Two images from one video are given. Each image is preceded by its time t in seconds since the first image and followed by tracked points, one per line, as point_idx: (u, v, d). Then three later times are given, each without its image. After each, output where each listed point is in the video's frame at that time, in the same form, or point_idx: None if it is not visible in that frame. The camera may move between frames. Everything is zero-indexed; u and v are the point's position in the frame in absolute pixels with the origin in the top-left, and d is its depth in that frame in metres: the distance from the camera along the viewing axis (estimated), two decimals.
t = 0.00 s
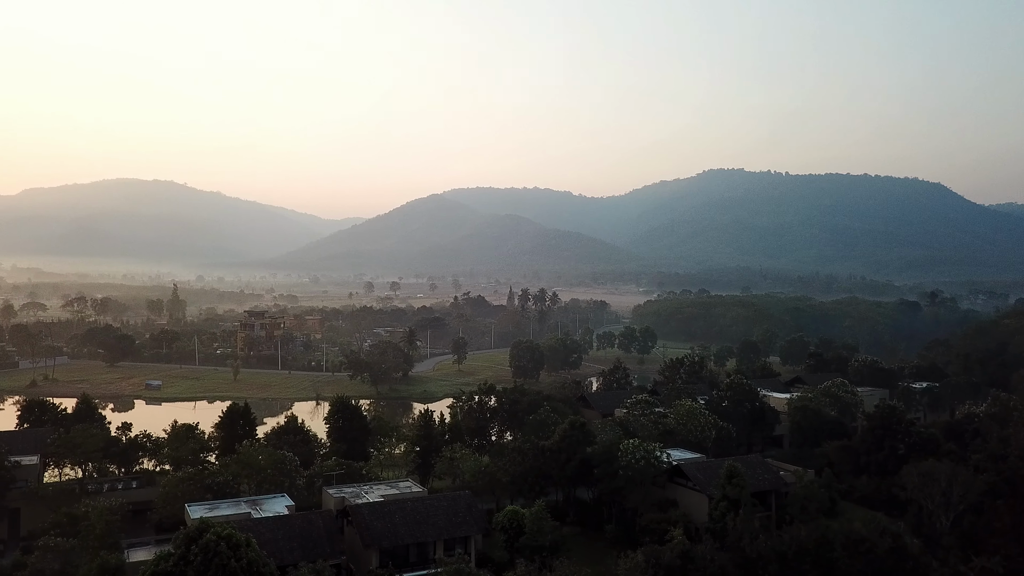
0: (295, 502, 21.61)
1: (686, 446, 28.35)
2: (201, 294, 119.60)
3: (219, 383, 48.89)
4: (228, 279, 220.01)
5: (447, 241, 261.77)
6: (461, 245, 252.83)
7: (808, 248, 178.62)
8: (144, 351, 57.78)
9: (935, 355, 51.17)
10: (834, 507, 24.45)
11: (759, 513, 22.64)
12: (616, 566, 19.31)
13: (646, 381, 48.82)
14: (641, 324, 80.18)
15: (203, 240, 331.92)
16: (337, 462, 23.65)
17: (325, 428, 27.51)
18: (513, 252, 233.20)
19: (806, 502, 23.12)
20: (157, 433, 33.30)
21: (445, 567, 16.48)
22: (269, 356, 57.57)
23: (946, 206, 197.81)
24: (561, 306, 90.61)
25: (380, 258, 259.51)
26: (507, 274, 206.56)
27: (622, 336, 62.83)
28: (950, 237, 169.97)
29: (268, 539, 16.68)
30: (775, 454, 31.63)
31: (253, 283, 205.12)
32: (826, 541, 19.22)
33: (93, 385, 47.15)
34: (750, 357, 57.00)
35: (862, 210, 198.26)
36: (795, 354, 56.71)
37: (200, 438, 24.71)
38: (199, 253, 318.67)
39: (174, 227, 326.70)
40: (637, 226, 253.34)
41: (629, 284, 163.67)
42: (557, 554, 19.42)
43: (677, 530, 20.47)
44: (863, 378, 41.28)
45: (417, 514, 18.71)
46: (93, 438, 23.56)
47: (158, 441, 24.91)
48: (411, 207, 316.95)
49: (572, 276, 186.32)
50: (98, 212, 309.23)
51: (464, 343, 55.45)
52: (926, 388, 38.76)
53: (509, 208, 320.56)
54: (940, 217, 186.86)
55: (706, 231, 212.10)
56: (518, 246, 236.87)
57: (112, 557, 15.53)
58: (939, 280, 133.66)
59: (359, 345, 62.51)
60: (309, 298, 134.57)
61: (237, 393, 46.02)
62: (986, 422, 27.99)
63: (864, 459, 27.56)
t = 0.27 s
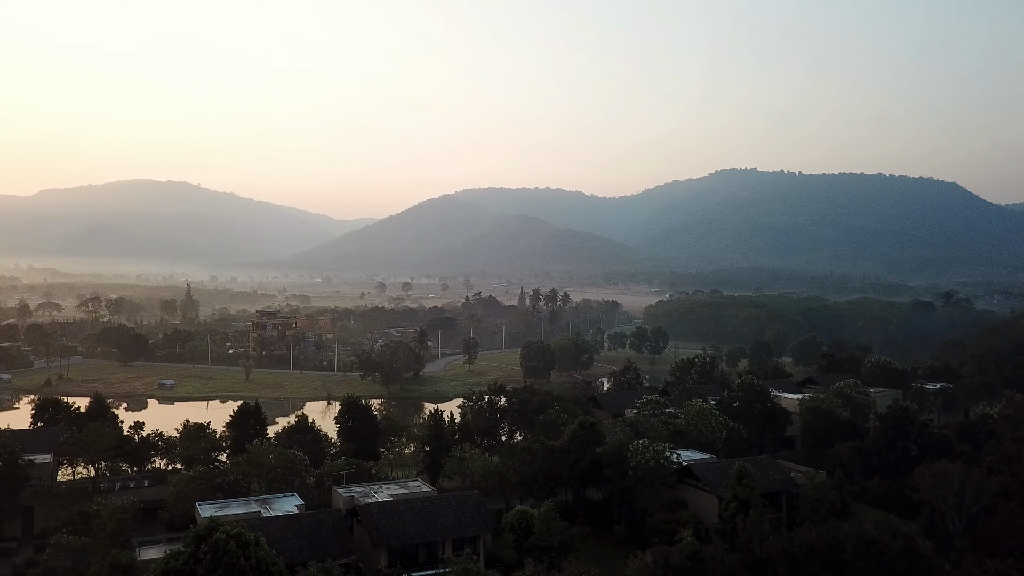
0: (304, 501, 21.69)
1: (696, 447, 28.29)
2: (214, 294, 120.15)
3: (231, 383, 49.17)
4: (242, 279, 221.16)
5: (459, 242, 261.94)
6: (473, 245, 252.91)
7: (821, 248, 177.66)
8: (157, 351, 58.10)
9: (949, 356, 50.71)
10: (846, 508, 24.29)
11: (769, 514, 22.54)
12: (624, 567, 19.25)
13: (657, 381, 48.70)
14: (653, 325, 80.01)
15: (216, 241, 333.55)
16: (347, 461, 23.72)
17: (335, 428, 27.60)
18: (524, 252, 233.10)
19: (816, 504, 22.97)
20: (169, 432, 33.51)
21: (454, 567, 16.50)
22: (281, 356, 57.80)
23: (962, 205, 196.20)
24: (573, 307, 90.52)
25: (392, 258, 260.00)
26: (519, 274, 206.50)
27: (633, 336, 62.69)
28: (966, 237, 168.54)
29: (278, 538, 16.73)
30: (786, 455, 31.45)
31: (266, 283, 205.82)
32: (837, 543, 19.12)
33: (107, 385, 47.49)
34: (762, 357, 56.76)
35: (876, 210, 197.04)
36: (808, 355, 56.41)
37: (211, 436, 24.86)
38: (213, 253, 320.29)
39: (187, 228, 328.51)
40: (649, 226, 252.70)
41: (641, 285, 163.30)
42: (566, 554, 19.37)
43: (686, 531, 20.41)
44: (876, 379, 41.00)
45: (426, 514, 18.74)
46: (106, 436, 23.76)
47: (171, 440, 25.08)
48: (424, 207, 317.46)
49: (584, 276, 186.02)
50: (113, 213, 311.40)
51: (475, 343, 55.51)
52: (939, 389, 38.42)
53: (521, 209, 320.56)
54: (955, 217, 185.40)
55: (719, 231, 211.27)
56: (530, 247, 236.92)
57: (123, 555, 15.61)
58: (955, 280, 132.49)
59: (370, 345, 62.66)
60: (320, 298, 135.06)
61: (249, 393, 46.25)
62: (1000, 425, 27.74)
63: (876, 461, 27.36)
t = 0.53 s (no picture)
0: (314, 501, 21.75)
1: (707, 448, 28.23)
2: (227, 294, 120.80)
3: (244, 383, 49.39)
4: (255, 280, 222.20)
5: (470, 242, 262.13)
6: (485, 245, 252.97)
7: (835, 249, 176.66)
8: (170, 350, 58.48)
9: (963, 357, 50.31)
10: (857, 510, 24.13)
11: (779, 515, 22.44)
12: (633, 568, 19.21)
13: (668, 382, 48.55)
14: (665, 325, 79.84)
15: (229, 241, 335.21)
16: (357, 460, 23.77)
17: (345, 427, 27.67)
18: (536, 253, 233.04)
19: (827, 505, 22.85)
20: (180, 432, 33.67)
21: (462, 567, 16.51)
22: (293, 356, 57.99)
23: (977, 205, 194.54)
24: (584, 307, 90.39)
25: (404, 259, 260.47)
26: (530, 275, 206.46)
27: (645, 336, 62.52)
28: (981, 237, 167.17)
29: (287, 537, 16.80)
30: (797, 456, 31.28)
31: (278, 283, 206.61)
32: (848, 545, 19.01)
33: (121, 384, 47.84)
34: (773, 358, 56.54)
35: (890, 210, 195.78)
36: (820, 356, 56.12)
37: (222, 436, 24.99)
38: (226, 253, 321.85)
39: (200, 228, 330.28)
40: (661, 227, 252.10)
41: (653, 285, 162.93)
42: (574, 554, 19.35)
43: (696, 532, 20.35)
44: (889, 380, 40.72)
45: (434, 514, 18.77)
46: (118, 436, 23.94)
47: (182, 439, 25.24)
48: (435, 208, 318.01)
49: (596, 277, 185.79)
50: (127, 214, 313.59)
51: (486, 344, 55.58)
52: (953, 390, 38.11)
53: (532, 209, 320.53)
54: (970, 217, 183.89)
55: (731, 232, 210.50)
56: (542, 247, 236.90)
57: (133, 554, 15.73)
58: (970, 281, 131.41)
59: (381, 345, 62.83)
60: (332, 298, 135.51)
61: (261, 392, 46.47)
62: (1015, 427, 27.50)
63: (888, 462, 27.20)
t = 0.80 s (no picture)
0: (323, 500, 21.83)
1: (717, 448, 28.13)
2: (239, 295, 121.39)
3: (256, 383, 49.63)
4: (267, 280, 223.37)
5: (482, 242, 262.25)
6: (496, 245, 253.00)
7: (848, 249, 175.63)
8: (183, 350, 58.83)
9: (977, 357, 49.88)
10: (868, 511, 23.97)
11: (789, 516, 22.33)
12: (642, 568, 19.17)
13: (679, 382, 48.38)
14: (676, 325, 79.60)
15: (242, 242, 336.84)
16: (366, 460, 23.84)
17: (355, 428, 27.73)
18: (547, 253, 232.82)
19: (838, 507, 22.71)
20: (190, 431, 33.85)
21: (470, 567, 16.53)
22: (304, 356, 58.19)
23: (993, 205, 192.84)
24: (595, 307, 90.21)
25: (415, 259, 260.90)
26: (541, 275, 206.36)
27: (656, 337, 62.36)
28: (997, 237, 165.70)
29: (295, 536, 16.87)
30: (808, 457, 31.11)
31: (290, 283, 207.34)
32: (859, 547, 18.91)
33: (134, 384, 48.17)
34: (785, 358, 56.27)
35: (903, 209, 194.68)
36: (832, 356, 55.79)
37: (232, 435, 25.08)
38: (238, 254, 323.38)
39: (213, 229, 332.05)
40: (673, 227, 251.38)
41: (664, 285, 162.50)
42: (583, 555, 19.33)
43: (705, 532, 20.32)
44: (902, 380, 40.44)
45: (443, 514, 18.81)
46: (130, 435, 24.09)
47: (193, 439, 25.37)
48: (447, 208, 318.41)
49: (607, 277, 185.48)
50: (140, 215, 315.54)
51: (496, 344, 55.60)
52: (967, 391, 37.78)
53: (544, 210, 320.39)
54: (986, 217, 182.30)
55: (743, 232, 209.62)
56: (553, 247, 236.81)
57: (144, 552, 15.83)
58: (985, 281, 130.30)
59: (392, 345, 62.97)
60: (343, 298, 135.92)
61: (272, 392, 46.68)
62: None
63: (900, 463, 27.03)
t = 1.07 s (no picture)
0: (332, 500, 21.89)
1: (727, 449, 28.04)
2: (252, 295, 121.93)
3: (267, 383, 49.84)
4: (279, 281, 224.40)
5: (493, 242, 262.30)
6: (507, 245, 253.03)
7: (861, 249, 174.58)
8: (195, 350, 59.16)
9: (991, 359, 49.49)
10: (879, 513, 23.84)
11: (799, 518, 22.21)
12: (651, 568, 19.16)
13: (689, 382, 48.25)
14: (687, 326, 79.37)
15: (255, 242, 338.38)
16: (375, 460, 23.90)
17: (364, 428, 27.82)
18: (559, 253, 232.58)
19: (848, 508, 22.59)
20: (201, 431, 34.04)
21: (478, 567, 16.55)
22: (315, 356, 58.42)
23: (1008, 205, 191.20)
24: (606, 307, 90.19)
25: (427, 259, 261.25)
26: (552, 275, 206.22)
27: (667, 337, 62.23)
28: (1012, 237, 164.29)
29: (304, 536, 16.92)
30: (819, 458, 30.94)
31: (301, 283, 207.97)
32: (869, 548, 18.84)
33: (147, 383, 48.47)
34: (797, 359, 56.01)
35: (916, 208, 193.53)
36: (844, 357, 55.48)
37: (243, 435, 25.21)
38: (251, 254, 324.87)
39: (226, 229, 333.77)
40: (685, 227, 250.76)
41: (676, 286, 161.99)
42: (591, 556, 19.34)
43: (714, 533, 20.26)
44: (914, 382, 40.17)
45: (451, 514, 18.83)
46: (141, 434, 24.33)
47: (203, 438, 25.52)
48: (458, 209, 318.72)
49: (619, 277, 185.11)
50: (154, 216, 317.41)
51: (506, 344, 55.64)
52: (980, 392, 37.49)
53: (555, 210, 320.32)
54: (1001, 217, 180.77)
55: (755, 232, 208.74)
56: (564, 247, 236.76)
57: (154, 551, 15.91)
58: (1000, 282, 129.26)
59: (403, 346, 63.10)
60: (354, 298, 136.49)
61: (283, 392, 46.88)
62: None
63: (912, 464, 26.85)
